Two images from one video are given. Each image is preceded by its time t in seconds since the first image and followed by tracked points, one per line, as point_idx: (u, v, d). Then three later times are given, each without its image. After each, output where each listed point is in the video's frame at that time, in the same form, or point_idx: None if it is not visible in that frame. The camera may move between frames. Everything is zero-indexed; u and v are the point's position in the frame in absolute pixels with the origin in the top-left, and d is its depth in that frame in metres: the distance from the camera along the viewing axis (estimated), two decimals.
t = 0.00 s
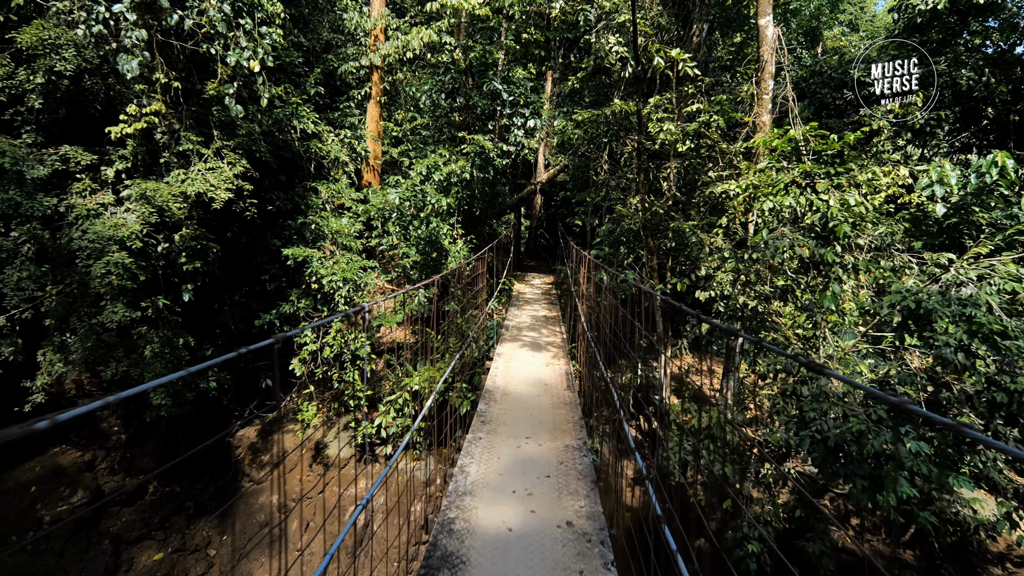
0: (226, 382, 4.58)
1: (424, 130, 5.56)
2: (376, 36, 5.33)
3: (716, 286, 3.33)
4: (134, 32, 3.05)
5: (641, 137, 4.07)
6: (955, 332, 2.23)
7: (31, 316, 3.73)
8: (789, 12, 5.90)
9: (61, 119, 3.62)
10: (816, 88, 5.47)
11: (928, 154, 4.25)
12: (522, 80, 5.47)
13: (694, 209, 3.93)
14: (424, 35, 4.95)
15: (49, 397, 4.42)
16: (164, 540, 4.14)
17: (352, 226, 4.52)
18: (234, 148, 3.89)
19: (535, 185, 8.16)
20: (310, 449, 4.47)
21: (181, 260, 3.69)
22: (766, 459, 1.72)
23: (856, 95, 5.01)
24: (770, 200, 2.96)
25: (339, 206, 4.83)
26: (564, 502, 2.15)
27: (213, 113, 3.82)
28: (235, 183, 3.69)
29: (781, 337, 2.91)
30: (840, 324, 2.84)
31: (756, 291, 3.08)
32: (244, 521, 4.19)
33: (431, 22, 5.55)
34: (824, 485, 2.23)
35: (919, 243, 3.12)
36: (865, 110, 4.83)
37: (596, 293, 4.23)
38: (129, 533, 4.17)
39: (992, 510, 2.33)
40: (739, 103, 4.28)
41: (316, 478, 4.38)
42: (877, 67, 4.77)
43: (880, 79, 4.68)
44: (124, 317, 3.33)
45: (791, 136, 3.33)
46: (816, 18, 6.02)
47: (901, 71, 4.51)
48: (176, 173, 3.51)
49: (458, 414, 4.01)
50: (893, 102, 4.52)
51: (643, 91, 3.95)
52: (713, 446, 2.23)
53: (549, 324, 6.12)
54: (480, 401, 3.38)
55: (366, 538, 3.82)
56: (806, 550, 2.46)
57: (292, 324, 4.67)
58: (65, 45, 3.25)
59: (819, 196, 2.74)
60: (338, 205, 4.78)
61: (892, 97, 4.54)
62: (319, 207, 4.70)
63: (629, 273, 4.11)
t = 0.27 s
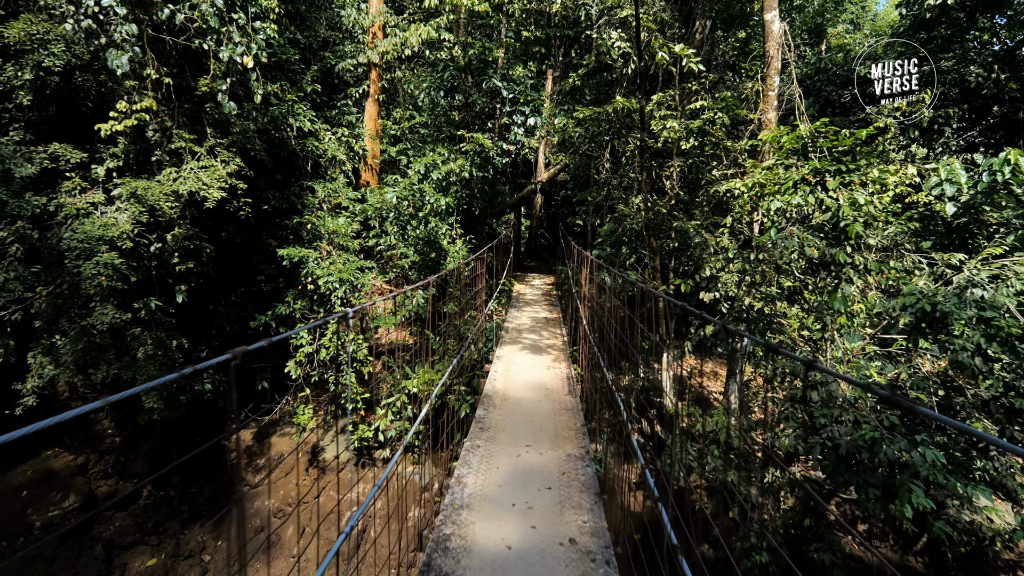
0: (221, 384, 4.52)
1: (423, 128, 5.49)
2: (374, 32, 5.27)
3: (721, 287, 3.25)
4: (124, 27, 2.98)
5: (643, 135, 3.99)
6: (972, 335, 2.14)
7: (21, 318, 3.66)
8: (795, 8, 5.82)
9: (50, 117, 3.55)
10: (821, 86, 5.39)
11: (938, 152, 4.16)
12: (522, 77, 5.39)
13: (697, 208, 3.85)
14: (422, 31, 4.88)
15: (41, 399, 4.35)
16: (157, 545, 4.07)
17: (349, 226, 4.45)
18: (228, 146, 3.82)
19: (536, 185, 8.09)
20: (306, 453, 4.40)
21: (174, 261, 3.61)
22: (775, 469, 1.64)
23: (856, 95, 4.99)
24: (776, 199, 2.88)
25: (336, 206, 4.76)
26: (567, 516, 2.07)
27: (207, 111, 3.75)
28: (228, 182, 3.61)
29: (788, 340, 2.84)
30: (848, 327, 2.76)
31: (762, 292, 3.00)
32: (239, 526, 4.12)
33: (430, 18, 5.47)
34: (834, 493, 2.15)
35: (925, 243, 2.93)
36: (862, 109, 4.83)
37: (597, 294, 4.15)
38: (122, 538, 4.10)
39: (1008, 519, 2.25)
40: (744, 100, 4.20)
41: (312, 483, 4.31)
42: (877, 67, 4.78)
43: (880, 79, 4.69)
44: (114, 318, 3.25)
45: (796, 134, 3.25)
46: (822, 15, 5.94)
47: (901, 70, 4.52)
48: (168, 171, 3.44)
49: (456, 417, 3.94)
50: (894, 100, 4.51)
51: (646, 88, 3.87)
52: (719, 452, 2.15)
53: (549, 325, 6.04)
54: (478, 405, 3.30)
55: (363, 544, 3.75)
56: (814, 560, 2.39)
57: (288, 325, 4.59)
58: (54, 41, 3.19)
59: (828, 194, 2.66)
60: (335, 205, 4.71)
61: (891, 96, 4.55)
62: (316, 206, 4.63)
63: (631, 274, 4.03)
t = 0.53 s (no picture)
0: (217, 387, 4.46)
1: (422, 127, 5.42)
2: (372, 31, 5.24)
3: (725, 288, 3.18)
4: (116, 22, 2.92)
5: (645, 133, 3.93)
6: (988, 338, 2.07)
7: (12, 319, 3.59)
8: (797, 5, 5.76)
9: (41, 114, 3.49)
10: (825, 84, 5.33)
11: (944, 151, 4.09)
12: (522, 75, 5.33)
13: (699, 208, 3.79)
14: (421, 28, 4.83)
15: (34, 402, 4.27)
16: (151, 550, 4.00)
17: (346, 226, 4.38)
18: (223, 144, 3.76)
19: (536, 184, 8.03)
20: (303, 456, 4.33)
21: (168, 261, 3.55)
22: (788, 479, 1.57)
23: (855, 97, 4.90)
24: (783, 198, 2.82)
25: (333, 205, 4.70)
26: (568, 530, 2.01)
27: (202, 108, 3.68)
28: (223, 181, 3.55)
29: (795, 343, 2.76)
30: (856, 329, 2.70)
31: (767, 293, 2.93)
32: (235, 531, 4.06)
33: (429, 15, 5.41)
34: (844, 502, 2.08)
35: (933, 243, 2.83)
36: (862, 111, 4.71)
37: (599, 294, 4.08)
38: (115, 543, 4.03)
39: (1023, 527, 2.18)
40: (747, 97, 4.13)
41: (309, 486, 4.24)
42: (877, 68, 4.68)
43: (879, 79, 4.57)
44: (106, 320, 3.19)
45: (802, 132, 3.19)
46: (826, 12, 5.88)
47: (900, 71, 4.40)
48: (161, 170, 3.38)
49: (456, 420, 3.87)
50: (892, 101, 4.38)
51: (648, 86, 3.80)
52: (726, 459, 2.08)
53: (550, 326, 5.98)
54: (477, 411, 3.24)
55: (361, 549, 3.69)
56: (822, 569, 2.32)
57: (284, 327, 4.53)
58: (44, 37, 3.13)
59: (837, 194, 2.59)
60: (333, 204, 4.65)
61: (891, 96, 4.43)
62: (313, 206, 4.56)
63: (633, 275, 3.97)
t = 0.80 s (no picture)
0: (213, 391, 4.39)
1: (421, 125, 5.35)
2: (371, 28, 5.17)
3: (731, 290, 3.10)
4: (105, 18, 2.84)
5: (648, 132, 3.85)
6: (1008, 343, 1.99)
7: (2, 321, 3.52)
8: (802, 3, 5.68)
9: (30, 112, 3.42)
10: (830, 82, 5.26)
11: (952, 149, 4.02)
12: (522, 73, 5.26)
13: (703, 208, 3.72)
14: (420, 25, 4.75)
15: (26, 405, 4.20)
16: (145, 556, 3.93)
17: (344, 226, 4.30)
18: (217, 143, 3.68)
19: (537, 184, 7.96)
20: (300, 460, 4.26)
21: (160, 262, 3.47)
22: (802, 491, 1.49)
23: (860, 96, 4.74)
24: (792, 197, 2.74)
25: (330, 205, 4.63)
26: (570, 548, 1.94)
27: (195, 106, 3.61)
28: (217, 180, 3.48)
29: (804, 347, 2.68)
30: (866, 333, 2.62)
31: (774, 295, 2.86)
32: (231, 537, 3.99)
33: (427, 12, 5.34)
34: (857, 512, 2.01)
35: (945, 243, 2.74)
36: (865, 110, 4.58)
37: (601, 295, 4.00)
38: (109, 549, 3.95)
39: None
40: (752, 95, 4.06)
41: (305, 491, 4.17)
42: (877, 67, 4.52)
43: (879, 79, 4.44)
44: (96, 322, 3.11)
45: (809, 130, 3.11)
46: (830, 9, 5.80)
47: (901, 71, 4.27)
48: (153, 169, 3.31)
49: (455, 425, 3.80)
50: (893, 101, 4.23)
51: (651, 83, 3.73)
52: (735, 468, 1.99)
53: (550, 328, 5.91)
54: (476, 419, 3.16)
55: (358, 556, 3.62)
56: None
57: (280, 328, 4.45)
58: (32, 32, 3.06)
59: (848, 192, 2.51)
60: (330, 204, 4.58)
61: (892, 96, 4.29)
62: (309, 206, 4.49)
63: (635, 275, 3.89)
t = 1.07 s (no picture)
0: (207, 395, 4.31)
1: (419, 124, 5.27)
2: (369, 24, 5.09)
3: (736, 290, 3.02)
4: (93, 12, 2.75)
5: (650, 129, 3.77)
6: None
7: None
8: None
9: (18, 109, 3.35)
10: (835, 79, 5.17)
11: (960, 147, 3.94)
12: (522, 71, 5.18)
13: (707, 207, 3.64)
14: (419, 22, 4.66)
15: (17, 408, 4.12)
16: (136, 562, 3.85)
17: (340, 226, 4.22)
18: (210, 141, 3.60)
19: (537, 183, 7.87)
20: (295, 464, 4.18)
21: (151, 262, 3.39)
22: (815, 505, 1.42)
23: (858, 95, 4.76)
24: (802, 196, 2.64)
25: (326, 204, 4.55)
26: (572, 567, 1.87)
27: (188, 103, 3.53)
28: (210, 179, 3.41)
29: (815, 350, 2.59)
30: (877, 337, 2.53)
31: (781, 296, 2.78)
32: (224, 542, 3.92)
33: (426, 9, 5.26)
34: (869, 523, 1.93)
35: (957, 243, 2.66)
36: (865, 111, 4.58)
37: (604, 297, 3.90)
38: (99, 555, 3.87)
39: None
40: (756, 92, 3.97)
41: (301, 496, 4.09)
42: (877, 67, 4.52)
43: (879, 80, 4.44)
44: (84, 324, 3.03)
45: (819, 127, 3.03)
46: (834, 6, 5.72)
47: (901, 71, 4.27)
48: (143, 167, 3.24)
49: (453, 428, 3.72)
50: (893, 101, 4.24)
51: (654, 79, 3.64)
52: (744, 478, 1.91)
53: (550, 329, 5.83)
54: (475, 426, 3.08)
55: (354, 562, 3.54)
56: None
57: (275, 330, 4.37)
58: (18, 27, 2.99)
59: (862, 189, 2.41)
60: (325, 203, 4.50)
61: (891, 97, 4.30)
62: (305, 205, 4.41)
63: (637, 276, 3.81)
